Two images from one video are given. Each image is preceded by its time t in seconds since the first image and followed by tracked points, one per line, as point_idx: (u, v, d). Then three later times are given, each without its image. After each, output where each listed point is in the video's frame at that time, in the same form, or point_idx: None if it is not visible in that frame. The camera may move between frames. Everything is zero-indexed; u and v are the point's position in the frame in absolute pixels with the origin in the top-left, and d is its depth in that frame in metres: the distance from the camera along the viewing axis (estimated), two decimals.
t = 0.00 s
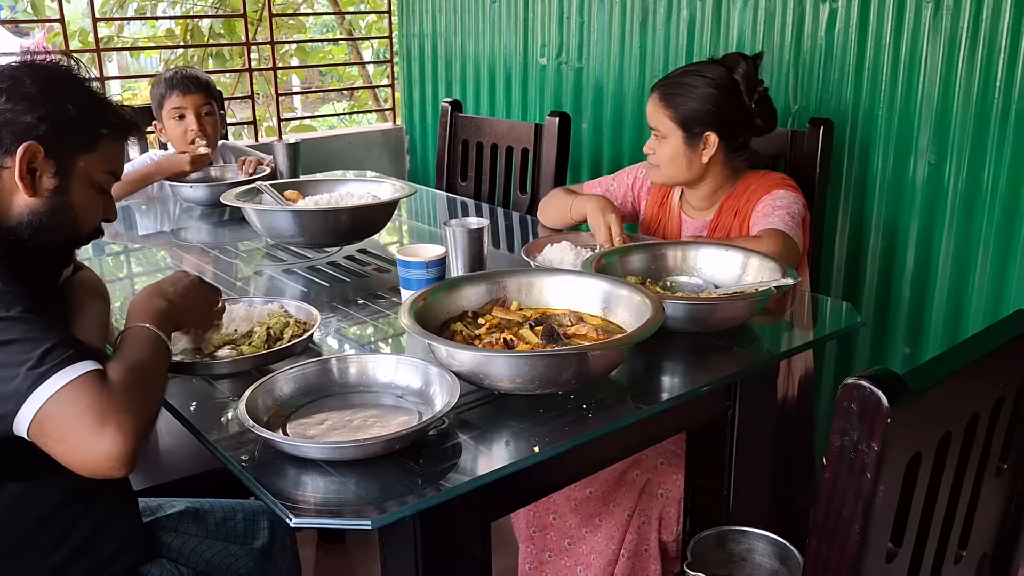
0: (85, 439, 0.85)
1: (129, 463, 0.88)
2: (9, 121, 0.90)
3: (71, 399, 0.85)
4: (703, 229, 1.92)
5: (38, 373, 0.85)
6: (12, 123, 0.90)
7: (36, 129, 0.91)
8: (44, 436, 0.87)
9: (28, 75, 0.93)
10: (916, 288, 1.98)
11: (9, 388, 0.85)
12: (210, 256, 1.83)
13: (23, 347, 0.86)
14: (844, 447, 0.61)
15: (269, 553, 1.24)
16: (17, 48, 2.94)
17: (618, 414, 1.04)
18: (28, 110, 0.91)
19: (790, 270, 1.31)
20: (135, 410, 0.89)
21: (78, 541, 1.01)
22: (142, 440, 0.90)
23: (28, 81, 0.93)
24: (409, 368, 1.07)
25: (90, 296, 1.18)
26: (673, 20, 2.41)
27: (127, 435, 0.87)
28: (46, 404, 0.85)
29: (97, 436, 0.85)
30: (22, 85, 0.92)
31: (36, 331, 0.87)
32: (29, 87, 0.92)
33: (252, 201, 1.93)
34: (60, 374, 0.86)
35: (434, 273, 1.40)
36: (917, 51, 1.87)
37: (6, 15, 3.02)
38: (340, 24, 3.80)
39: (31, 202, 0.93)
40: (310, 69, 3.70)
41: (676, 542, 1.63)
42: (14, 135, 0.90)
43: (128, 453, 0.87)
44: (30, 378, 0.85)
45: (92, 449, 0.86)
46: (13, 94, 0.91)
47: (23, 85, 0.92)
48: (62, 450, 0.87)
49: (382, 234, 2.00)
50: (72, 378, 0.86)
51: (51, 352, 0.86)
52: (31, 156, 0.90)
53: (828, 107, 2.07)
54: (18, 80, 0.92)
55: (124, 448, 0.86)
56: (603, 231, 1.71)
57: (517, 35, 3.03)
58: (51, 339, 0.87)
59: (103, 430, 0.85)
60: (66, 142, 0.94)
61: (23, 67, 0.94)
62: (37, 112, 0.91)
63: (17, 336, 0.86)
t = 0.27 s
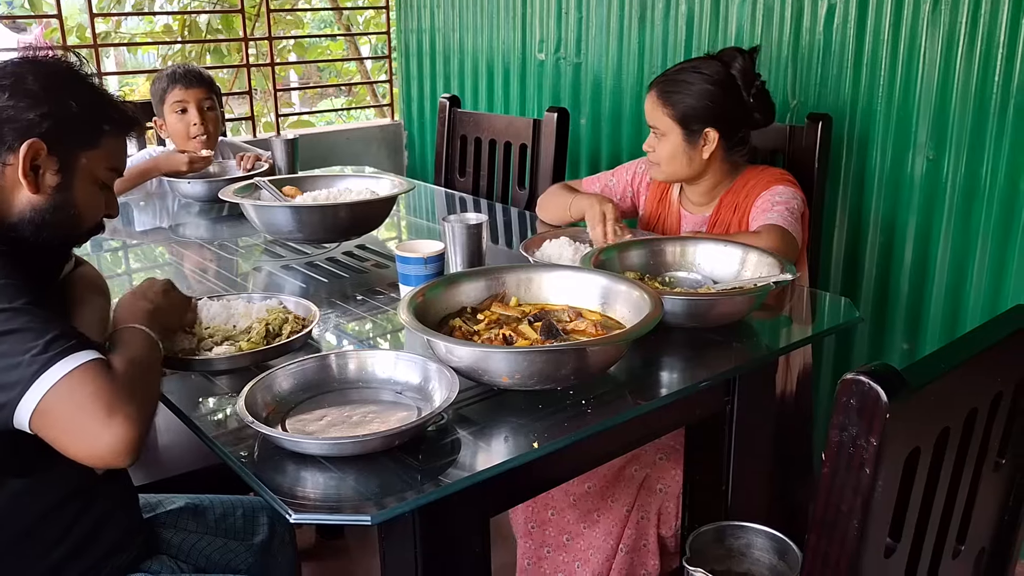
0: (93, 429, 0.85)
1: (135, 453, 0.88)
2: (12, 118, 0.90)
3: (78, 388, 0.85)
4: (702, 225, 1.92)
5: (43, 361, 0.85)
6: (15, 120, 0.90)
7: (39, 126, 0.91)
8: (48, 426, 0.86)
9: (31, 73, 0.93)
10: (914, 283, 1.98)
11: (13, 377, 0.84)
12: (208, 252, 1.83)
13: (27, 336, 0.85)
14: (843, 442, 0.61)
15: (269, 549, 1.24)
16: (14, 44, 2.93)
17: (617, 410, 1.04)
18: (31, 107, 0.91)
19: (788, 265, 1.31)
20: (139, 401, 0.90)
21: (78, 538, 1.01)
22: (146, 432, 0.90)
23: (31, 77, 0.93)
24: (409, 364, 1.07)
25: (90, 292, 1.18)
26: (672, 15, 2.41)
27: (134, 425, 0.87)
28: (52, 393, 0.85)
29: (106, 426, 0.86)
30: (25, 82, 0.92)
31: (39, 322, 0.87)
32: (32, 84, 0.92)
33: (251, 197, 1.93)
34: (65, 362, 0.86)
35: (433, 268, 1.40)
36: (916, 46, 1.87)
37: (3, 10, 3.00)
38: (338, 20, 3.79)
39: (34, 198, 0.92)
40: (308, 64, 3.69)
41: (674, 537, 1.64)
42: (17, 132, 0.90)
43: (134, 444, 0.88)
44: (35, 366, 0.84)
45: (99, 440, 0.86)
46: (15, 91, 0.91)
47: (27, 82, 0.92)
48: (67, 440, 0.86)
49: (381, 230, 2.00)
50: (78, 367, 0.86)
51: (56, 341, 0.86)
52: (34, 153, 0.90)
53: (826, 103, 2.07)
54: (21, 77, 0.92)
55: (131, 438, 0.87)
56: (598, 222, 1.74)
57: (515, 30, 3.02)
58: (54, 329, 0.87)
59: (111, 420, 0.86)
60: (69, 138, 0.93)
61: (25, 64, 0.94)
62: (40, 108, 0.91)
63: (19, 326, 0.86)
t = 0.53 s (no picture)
0: (100, 424, 0.86)
1: (143, 447, 0.88)
2: (19, 114, 0.90)
3: (83, 383, 0.86)
4: (703, 221, 1.92)
5: (50, 356, 0.85)
6: (22, 116, 0.90)
7: (46, 123, 0.91)
8: (55, 423, 0.87)
9: (38, 70, 0.93)
10: (914, 280, 1.98)
11: (20, 373, 0.85)
12: (209, 249, 1.83)
13: (33, 333, 0.85)
14: (844, 440, 0.61)
15: (269, 546, 1.24)
16: (13, 41, 2.92)
17: (618, 407, 1.04)
18: (38, 104, 0.91)
19: (789, 263, 1.31)
20: (146, 394, 0.90)
21: (80, 535, 1.01)
22: (153, 425, 0.90)
23: (38, 75, 0.93)
24: (409, 361, 1.07)
25: (92, 288, 1.18)
26: (672, 12, 2.41)
27: (142, 417, 0.88)
28: (59, 389, 0.85)
29: (113, 421, 0.86)
30: (33, 79, 0.92)
31: (46, 319, 0.87)
32: (39, 81, 0.92)
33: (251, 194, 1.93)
34: (71, 357, 0.86)
35: (433, 265, 1.39)
36: (916, 43, 1.87)
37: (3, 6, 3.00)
38: (337, 16, 3.81)
39: (40, 195, 0.92)
40: (308, 61, 3.68)
41: (675, 536, 1.65)
42: (24, 128, 0.89)
43: (142, 437, 0.88)
44: (42, 362, 0.85)
45: (107, 435, 0.86)
46: (22, 88, 0.91)
47: (34, 79, 0.92)
48: (75, 436, 0.87)
49: (381, 227, 2.00)
50: (83, 363, 0.86)
51: (62, 336, 0.87)
52: (41, 150, 0.90)
53: (826, 100, 2.07)
54: (29, 74, 0.92)
55: (139, 431, 0.87)
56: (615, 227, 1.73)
57: (515, 27, 3.02)
58: (60, 323, 0.87)
59: (118, 414, 0.86)
60: (75, 135, 0.93)
61: (31, 62, 0.94)
62: (46, 105, 0.91)
63: (27, 322, 0.86)
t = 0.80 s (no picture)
0: (122, 416, 0.86)
1: (163, 438, 0.89)
2: (29, 113, 0.90)
3: (105, 375, 0.86)
4: (704, 219, 1.91)
5: (69, 349, 0.85)
6: (33, 116, 0.90)
7: (56, 122, 0.90)
8: (74, 414, 0.86)
9: (49, 69, 0.93)
10: (916, 278, 1.98)
11: (38, 365, 0.85)
12: (211, 247, 1.83)
13: (52, 325, 0.86)
14: (847, 438, 0.61)
15: (271, 544, 1.25)
16: (14, 40, 2.92)
17: (619, 405, 1.04)
18: (48, 103, 0.91)
19: (791, 261, 1.31)
20: (165, 385, 0.90)
21: (84, 534, 1.01)
22: (172, 417, 0.90)
23: (48, 74, 0.93)
24: (411, 359, 1.08)
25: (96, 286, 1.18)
26: (674, 10, 2.40)
27: (163, 406, 0.88)
28: (78, 382, 0.85)
29: (135, 412, 0.86)
30: (43, 78, 0.92)
31: (61, 311, 0.87)
32: (50, 81, 0.92)
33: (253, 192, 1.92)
34: (91, 350, 0.86)
35: (435, 263, 1.39)
36: (918, 41, 1.86)
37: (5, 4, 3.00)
38: (339, 14, 3.81)
39: (49, 194, 0.92)
40: (309, 59, 3.68)
41: (676, 535, 1.64)
42: (34, 127, 0.89)
43: (163, 428, 0.88)
44: (61, 354, 0.85)
45: (128, 426, 0.86)
46: (33, 88, 0.91)
47: (44, 79, 0.92)
48: (96, 429, 0.87)
49: (382, 225, 2.00)
50: (104, 355, 0.86)
51: (80, 329, 0.87)
52: (50, 149, 0.90)
53: (828, 98, 2.07)
54: (40, 73, 0.92)
55: (160, 423, 0.87)
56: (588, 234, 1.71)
57: (516, 25, 3.01)
58: (79, 315, 0.87)
59: (140, 405, 0.86)
60: (85, 134, 0.93)
61: (43, 62, 0.94)
62: (56, 105, 0.91)
63: (44, 315, 0.86)
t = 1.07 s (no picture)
0: (104, 454, 0.83)
1: (148, 479, 0.85)
2: (52, 113, 0.89)
3: (95, 411, 0.83)
4: (707, 217, 1.91)
5: (64, 383, 0.83)
6: (56, 115, 0.89)
7: (79, 122, 0.90)
8: (68, 444, 0.85)
9: (71, 69, 0.93)
10: (918, 277, 1.97)
11: (35, 395, 0.84)
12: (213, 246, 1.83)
13: (53, 354, 0.84)
14: (849, 438, 0.61)
15: (274, 543, 1.25)
16: (15, 39, 2.91)
17: (621, 404, 1.04)
18: (70, 103, 0.90)
19: (793, 260, 1.30)
20: (158, 425, 0.85)
21: (89, 535, 1.01)
22: (164, 456, 0.86)
23: (71, 74, 0.92)
24: (413, 358, 1.08)
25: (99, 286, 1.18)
26: (676, 9, 2.40)
27: (148, 451, 0.84)
28: (71, 415, 0.83)
29: (116, 452, 0.83)
30: (66, 78, 0.92)
31: (67, 338, 0.85)
32: (72, 81, 0.92)
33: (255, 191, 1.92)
34: (87, 386, 0.83)
35: (437, 263, 1.39)
36: (921, 40, 1.86)
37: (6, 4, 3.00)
38: (340, 13, 3.73)
39: (72, 193, 0.92)
40: (310, 58, 3.68)
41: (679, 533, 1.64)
42: (57, 127, 0.89)
43: (147, 470, 0.84)
44: (56, 387, 0.83)
45: (110, 464, 0.83)
46: (56, 87, 0.91)
47: (67, 78, 0.92)
48: (86, 463, 0.85)
49: (384, 224, 2.00)
50: (97, 391, 0.84)
51: (78, 362, 0.84)
52: (73, 149, 0.90)
53: (830, 97, 2.07)
54: (62, 73, 0.92)
55: (142, 466, 0.83)
56: (591, 210, 1.76)
57: (518, 24, 3.01)
58: (80, 346, 0.85)
59: (122, 446, 0.83)
60: (108, 134, 0.93)
61: (68, 62, 0.94)
62: (78, 105, 0.90)
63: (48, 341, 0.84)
